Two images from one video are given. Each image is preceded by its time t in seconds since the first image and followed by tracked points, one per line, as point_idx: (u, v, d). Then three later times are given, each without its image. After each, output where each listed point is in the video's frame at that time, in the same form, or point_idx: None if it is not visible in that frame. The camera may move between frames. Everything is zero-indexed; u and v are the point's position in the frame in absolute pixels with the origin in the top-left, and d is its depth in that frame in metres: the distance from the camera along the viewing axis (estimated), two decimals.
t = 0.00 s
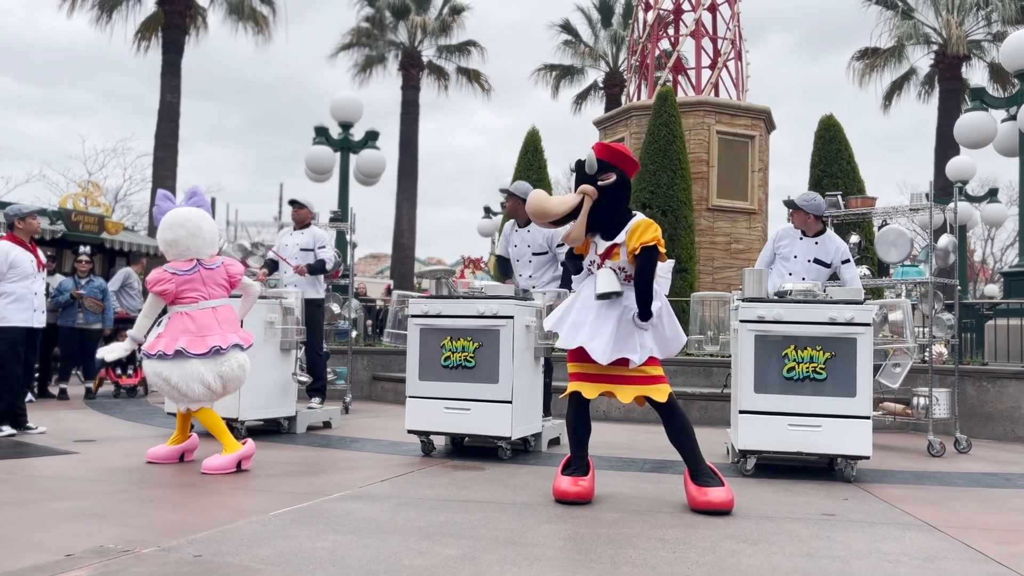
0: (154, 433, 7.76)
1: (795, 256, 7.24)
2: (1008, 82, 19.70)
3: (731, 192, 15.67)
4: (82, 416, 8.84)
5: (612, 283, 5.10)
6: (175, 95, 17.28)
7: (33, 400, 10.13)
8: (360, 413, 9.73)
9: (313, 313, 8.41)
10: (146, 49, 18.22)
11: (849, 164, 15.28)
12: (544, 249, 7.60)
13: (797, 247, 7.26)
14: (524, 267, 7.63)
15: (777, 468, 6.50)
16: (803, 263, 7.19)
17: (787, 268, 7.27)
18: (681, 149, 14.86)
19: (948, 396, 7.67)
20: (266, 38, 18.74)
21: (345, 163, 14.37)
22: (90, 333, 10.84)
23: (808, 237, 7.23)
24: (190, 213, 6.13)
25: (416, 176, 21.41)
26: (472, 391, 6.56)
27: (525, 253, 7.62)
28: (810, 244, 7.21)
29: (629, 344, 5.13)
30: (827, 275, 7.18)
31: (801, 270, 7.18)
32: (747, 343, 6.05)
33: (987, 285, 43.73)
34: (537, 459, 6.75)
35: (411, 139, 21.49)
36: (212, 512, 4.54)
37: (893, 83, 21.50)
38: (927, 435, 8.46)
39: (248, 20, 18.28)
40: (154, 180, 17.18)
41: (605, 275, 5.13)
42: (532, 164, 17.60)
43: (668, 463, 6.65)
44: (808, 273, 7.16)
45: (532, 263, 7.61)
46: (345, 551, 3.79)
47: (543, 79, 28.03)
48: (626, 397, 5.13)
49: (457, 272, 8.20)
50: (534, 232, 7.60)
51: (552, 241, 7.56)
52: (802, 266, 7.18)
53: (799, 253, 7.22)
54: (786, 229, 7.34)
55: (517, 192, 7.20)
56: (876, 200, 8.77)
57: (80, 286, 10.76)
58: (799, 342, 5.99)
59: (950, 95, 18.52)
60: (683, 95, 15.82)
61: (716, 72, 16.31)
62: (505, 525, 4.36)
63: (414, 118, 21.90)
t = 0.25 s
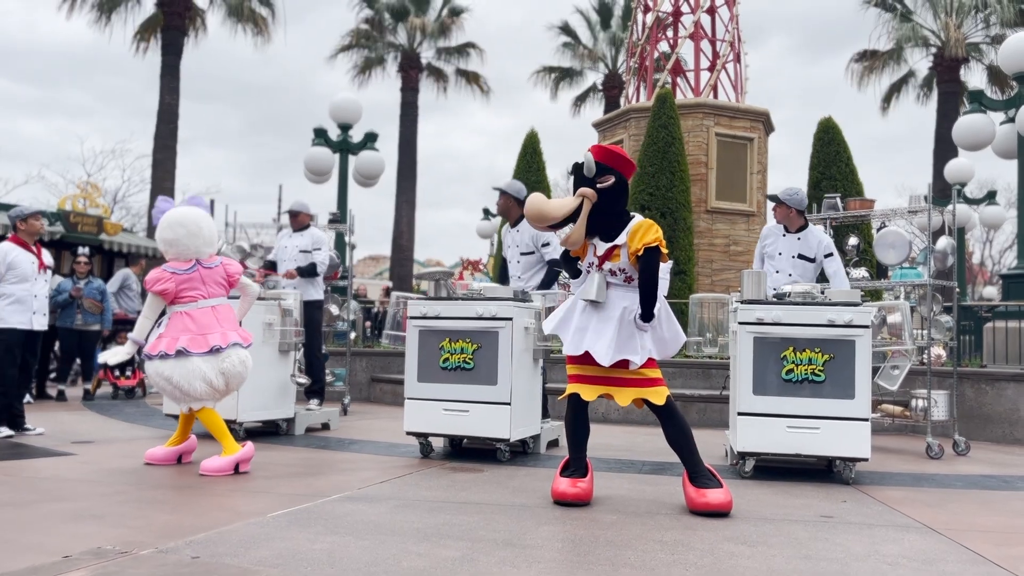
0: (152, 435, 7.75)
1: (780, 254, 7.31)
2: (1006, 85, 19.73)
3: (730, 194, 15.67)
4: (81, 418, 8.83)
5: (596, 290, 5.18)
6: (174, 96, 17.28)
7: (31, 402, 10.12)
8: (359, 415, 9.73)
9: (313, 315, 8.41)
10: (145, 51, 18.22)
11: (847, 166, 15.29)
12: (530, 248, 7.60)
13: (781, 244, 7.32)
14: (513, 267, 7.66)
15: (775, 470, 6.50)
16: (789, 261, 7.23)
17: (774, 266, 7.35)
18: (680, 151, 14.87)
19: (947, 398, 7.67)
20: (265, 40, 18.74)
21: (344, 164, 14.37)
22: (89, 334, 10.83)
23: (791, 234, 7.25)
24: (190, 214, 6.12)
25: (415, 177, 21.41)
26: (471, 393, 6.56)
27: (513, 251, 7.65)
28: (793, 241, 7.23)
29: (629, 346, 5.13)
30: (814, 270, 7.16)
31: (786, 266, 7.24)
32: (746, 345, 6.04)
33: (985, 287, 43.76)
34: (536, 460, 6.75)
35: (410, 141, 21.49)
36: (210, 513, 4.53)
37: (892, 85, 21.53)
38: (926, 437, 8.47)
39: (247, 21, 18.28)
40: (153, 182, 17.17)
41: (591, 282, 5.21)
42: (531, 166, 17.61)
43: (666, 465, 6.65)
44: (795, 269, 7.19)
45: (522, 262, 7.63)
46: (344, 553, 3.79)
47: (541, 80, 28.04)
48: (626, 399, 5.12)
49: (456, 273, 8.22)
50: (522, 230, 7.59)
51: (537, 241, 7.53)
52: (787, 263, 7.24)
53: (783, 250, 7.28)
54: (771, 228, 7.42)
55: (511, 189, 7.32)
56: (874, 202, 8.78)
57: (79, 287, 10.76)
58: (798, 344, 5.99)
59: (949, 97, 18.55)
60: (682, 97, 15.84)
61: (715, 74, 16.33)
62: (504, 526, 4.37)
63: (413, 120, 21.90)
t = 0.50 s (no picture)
0: (150, 437, 7.74)
1: (763, 248, 7.37)
2: (1004, 89, 19.76)
3: (728, 196, 15.67)
4: (78, 420, 8.82)
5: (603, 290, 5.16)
6: (172, 98, 17.27)
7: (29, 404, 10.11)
8: (357, 417, 9.72)
9: (310, 317, 8.43)
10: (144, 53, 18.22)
11: (846, 169, 15.31)
12: (511, 249, 7.64)
13: (765, 239, 7.37)
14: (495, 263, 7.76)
15: (773, 473, 6.50)
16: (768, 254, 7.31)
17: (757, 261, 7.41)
18: (678, 154, 14.87)
19: (945, 401, 7.67)
20: (264, 42, 18.73)
21: (342, 166, 14.37)
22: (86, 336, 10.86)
23: (774, 228, 7.33)
24: (192, 215, 6.10)
25: (413, 180, 21.41)
26: (469, 396, 6.55)
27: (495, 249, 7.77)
28: (775, 234, 7.30)
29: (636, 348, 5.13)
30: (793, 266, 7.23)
31: (768, 259, 7.31)
32: (744, 347, 6.04)
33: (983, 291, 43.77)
34: (534, 463, 6.75)
35: (408, 143, 21.50)
36: (208, 516, 4.52)
37: (890, 88, 21.56)
38: (924, 440, 8.47)
39: (246, 24, 18.28)
40: (151, 184, 17.16)
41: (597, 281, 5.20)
42: (530, 169, 17.62)
43: (665, 467, 6.65)
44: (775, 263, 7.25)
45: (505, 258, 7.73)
46: (341, 555, 3.78)
47: (540, 83, 28.05)
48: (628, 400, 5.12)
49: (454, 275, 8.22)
50: (506, 229, 7.63)
51: (516, 240, 7.52)
52: (770, 256, 7.30)
53: (766, 245, 7.34)
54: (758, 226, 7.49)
55: (498, 189, 7.39)
56: (872, 205, 8.78)
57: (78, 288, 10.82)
58: (796, 347, 5.99)
59: (947, 101, 18.57)
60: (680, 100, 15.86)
61: (714, 77, 16.34)
62: (502, 529, 4.36)
63: (412, 122, 21.90)
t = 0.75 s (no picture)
0: (148, 440, 7.73)
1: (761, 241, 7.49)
2: (1002, 93, 19.79)
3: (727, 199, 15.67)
4: (76, 422, 8.81)
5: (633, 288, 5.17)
6: (171, 101, 17.27)
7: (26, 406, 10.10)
8: (355, 420, 9.72)
9: (307, 320, 8.44)
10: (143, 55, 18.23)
11: (844, 173, 15.32)
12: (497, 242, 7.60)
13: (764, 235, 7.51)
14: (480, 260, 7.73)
15: (772, 477, 6.50)
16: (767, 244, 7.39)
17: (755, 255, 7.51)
18: (677, 157, 14.89)
19: (943, 404, 7.68)
20: (263, 45, 18.74)
21: (341, 169, 14.38)
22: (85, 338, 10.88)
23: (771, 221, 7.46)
24: (194, 213, 6.12)
25: (411, 183, 21.41)
26: (467, 399, 6.55)
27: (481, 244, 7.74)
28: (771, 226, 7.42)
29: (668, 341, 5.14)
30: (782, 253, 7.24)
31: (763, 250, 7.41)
32: (742, 351, 6.05)
33: (980, 295, 43.79)
34: (532, 466, 6.75)
35: (407, 146, 21.51)
36: (205, 519, 4.52)
37: (888, 92, 21.60)
38: (922, 443, 8.48)
39: (245, 26, 18.28)
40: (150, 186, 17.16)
41: (623, 280, 5.21)
42: (528, 172, 17.63)
43: (663, 471, 6.65)
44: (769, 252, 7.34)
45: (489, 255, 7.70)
46: (339, 558, 3.78)
47: (539, 87, 28.07)
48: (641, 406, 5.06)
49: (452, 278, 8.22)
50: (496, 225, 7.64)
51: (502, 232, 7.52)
52: (766, 247, 7.41)
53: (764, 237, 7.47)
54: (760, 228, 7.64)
55: (494, 184, 7.44)
56: (870, 208, 8.79)
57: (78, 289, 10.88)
58: (794, 350, 6.00)
59: (945, 104, 18.60)
60: (679, 104, 15.90)
61: (712, 81, 16.37)
62: (500, 532, 4.36)
63: (411, 125, 21.91)
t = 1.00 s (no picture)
0: (145, 443, 7.72)
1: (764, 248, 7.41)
2: (999, 98, 19.83)
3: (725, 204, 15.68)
4: (73, 426, 8.79)
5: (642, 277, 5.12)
6: (170, 104, 17.27)
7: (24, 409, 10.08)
8: (353, 424, 9.71)
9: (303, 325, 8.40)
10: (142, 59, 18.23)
11: (841, 178, 15.34)
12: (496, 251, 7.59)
13: (765, 241, 7.44)
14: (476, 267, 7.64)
15: (770, 481, 6.50)
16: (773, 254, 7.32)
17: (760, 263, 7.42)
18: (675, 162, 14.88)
19: (941, 409, 7.68)
20: (262, 49, 18.74)
21: (339, 173, 14.38)
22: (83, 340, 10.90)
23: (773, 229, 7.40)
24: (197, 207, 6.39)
25: (410, 187, 21.41)
26: (465, 403, 6.55)
27: (478, 251, 7.64)
28: (775, 234, 7.36)
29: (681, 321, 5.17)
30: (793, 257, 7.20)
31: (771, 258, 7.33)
32: (740, 355, 6.05)
33: (978, 300, 43.84)
34: (530, 471, 6.74)
35: (405, 150, 21.51)
36: (202, 523, 4.51)
37: (886, 97, 21.64)
38: (920, 448, 8.48)
39: (244, 30, 18.29)
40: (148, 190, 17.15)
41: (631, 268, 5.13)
42: (527, 176, 17.64)
43: (661, 475, 6.64)
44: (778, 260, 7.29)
45: (485, 263, 7.62)
46: (337, 562, 3.77)
47: (537, 91, 28.10)
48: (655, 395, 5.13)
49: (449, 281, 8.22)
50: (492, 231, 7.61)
51: (503, 245, 7.47)
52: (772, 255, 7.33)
53: (768, 244, 7.38)
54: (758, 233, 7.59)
55: (483, 193, 7.42)
56: (868, 213, 8.79)
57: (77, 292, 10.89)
58: (792, 355, 5.99)
59: (942, 110, 18.63)
60: (677, 109, 15.91)
61: (710, 86, 16.39)
62: (498, 537, 4.36)
63: (409, 130, 21.92)
